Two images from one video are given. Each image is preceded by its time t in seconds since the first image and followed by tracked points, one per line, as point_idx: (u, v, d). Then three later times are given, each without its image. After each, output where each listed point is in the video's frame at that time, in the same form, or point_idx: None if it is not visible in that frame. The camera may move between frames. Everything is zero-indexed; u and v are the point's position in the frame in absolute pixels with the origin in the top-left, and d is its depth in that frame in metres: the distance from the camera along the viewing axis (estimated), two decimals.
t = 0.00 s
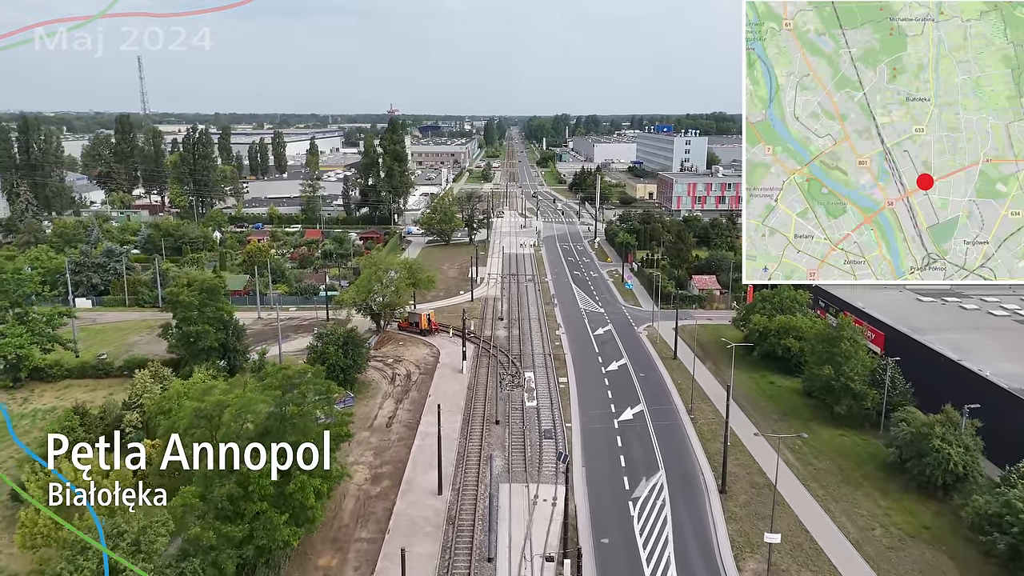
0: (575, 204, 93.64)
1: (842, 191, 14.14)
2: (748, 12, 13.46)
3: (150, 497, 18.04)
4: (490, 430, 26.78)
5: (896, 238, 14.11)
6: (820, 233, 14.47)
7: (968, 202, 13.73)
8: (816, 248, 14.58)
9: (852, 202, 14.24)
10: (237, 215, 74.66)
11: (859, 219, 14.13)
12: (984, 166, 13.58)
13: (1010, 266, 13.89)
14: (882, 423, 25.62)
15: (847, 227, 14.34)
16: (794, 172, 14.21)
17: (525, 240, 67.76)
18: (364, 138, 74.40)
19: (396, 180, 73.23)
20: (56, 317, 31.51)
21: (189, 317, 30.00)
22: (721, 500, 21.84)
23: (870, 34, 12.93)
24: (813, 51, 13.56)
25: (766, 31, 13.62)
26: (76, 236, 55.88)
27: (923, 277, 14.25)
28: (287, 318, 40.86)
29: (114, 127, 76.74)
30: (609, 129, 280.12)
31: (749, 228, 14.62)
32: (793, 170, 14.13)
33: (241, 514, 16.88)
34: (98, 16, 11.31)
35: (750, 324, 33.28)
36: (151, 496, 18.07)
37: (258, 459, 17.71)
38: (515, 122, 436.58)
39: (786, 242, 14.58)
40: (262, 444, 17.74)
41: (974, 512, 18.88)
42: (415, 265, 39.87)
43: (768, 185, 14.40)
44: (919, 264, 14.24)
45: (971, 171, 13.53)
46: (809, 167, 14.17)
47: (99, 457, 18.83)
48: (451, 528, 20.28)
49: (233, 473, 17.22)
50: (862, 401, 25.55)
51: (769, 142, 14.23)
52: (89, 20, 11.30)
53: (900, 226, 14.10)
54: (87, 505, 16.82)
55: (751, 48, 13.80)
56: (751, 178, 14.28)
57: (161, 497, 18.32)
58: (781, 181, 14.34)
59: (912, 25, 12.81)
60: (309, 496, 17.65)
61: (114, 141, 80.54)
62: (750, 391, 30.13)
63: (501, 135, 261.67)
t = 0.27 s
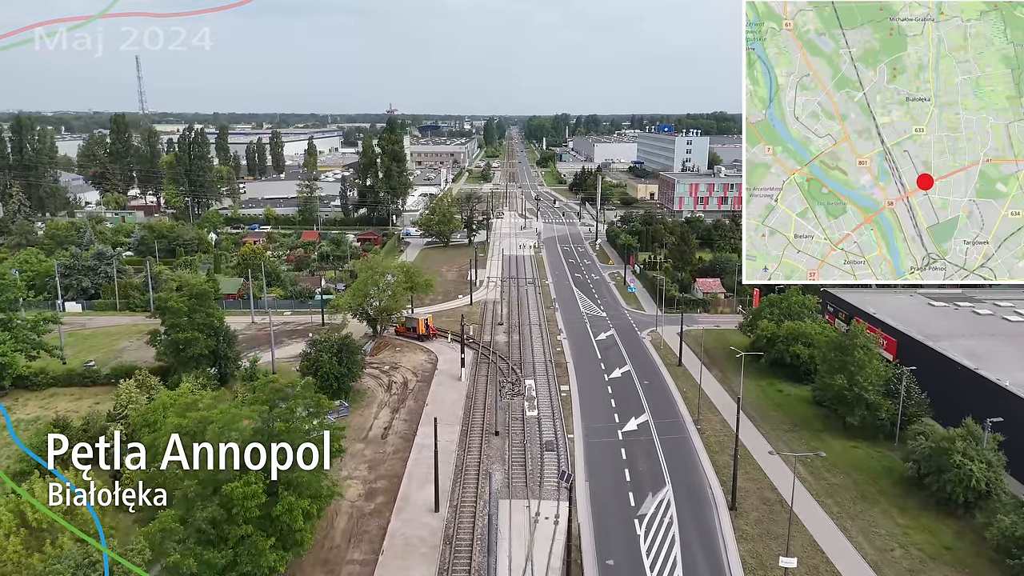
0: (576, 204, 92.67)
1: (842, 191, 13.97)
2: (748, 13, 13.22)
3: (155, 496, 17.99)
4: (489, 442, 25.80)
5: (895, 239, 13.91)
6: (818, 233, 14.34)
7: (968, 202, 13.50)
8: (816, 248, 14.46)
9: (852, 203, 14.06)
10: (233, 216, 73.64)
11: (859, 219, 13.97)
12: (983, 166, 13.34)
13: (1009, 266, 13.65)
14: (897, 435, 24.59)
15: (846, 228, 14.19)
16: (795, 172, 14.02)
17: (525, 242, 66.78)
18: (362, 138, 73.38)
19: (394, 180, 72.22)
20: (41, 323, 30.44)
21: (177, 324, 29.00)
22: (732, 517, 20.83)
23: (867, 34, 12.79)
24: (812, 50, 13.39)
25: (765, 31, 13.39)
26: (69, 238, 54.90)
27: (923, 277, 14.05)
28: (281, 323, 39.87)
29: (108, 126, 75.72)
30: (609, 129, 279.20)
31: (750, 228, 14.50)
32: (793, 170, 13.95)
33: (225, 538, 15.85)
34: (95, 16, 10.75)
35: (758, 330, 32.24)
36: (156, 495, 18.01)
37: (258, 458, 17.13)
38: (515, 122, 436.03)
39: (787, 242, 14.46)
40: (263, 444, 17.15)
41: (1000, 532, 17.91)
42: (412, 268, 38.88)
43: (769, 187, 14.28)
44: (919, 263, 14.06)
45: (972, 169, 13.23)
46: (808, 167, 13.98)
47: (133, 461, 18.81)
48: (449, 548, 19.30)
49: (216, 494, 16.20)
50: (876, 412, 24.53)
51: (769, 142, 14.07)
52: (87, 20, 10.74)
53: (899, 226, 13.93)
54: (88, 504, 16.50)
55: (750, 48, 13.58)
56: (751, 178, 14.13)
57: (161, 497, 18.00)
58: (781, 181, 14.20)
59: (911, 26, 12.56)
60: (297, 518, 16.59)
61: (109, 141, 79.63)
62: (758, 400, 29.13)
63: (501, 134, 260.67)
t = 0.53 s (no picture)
0: (576, 205, 91.68)
1: (841, 192, 14.79)
2: (749, 20, 14.05)
3: (154, 497, 16.57)
4: (488, 454, 24.81)
5: (893, 238, 14.75)
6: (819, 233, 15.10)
7: (966, 203, 14.30)
8: (816, 248, 15.21)
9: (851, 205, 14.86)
10: (229, 217, 72.61)
11: (859, 219, 14.77)
12: (983, 167, 14.13)
13: (1008, 266, 14.48)
14: (914, 449, 23.64)
15: (845, 227, 14.98)
16: (795, 172, 14.83)
17: (525, 244, 65.78)
18: (359, 138, 72.32)
19: (393, 181, 71.18)
20: (24, 330, 29.43)
21: (165, 331, 27.97)
22: (743, 537, 19.84)
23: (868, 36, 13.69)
24: (809, 55, 14.33)
25: (765, 33, 14.18)
26: (60, 240, 53.86)
27: (924, 276, 14.82)
28: (275, 328, 38.85)
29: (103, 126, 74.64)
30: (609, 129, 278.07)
31: (751, 227, 15.27)
32: (793, 170, 14.75)
33: (205, 565, 14.79)
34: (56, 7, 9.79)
35: (766, 337, 31.23)
36: (154, 497, 16.61)
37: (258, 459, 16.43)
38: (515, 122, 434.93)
39: (787, 242, 15.21)
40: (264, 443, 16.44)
41: None
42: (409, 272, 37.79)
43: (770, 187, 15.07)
44: (919, 263, 14.84)
45: (970, 171, 14.10)
46: (808, 168, 14.78)
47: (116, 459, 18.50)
48: (445, 571, 18.31)
49: (195, 519, 15.17)
50: (891, 424, 23.56)
51: (770, 143, 14.86)
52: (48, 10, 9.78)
53: (898, 227, 14.72)
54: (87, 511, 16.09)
55: (751, 49, 14.37)
56: (752, 177, 14.91)
57: (161, 497, 16.63)
58: (782, 181, 14.97)
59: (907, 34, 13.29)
60: (283, 544, 15.56)
61: (104, 141, 78.57)
62: (767, 410, 28.14)
63: (501, 134, 259.62)
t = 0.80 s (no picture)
0: (577, 206, 90.72)
1: (842, 191, 13.10)
2: (747, 10, 12.64)
3: (155, 497, 15.69)
4: (487, 468, 23.82)
5: (895, 238, 13.07)
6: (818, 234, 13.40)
7: (968, 202, 12.67)
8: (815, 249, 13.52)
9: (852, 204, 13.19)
10: (225, 219, 71.73)
11: (859, 220, 13.12)
12: (983, 165, 12.49)
13: (1009, 266, 12.80)
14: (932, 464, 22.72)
15: (845, 228, 13.30)
16: (794, 171, 13.18)
17: (525, 245, 64.82)
18: (357, 139, 71.32)
19: (391, 181, 70.19)
20: (7, 337, 28.42)
21: (151, 339, 26.93)
22: (755, 559, 18.82)
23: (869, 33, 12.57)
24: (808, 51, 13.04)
25: (767, 30, 12.66)
26: (52, 242, 52.90)
27: (923, 278, 13.13)
28: (269, 334, 37.90)
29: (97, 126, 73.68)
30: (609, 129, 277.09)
31: (748, 228, 13.48)
32: (792, 169, 13.10)
33: None
34: None
35: (773, 344, 30.19)
36: (155, 497, 15.71)
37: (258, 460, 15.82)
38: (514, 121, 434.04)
39: (787, 242, 13.44)
40: (263, 443, 15.81)
41: None
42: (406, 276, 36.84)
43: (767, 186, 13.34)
44: (919, 264, 13.14)
45: (969, 169, 12.51)
46: (808, 166, 13.16)
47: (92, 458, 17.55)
48: None
49: (173, 547, 14.30)
50: (908, 437, 22.58)
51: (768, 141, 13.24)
52: None
53: (901, 225, 13.06)
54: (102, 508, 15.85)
55: (750, 49, 12.92)
56: (752, 177, 13.24)
57: (160, 497, 15.68)
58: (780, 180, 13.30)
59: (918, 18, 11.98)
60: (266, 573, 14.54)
61: (99, 141, 77.62)
62: (776, 421, 27.13)
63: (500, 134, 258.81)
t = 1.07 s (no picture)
0: (577, 207, 89.71)
1: (842, 191, 14.07)
2: (748, 12, 13.53)
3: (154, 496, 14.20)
4: (486, 484, 22.81)
5: (895, 237, 14.03)
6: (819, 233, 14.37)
7: (968, 202, 13.61)
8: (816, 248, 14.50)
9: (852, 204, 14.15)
10: (220, 220, 70.71)
11: (860, 220, 14.06)
12: (983, 166, 13.40)
13: (1009, 266, 13.78)
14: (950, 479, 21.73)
15: (846, 226, 14.26)
16: (794, 172, 14.10)
17: (525, 247, 63.82)
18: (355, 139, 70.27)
19: (389, 182, 69.17)
20: None
21: (137, 348, 25.88)
22: None
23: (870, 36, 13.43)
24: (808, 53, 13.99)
25: (767, 31, 13.53)
26: (42, 243, 51.83)
27: (923, 276, 14.05)
28: (262, 340, 36.89)
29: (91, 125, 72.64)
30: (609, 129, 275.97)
31: (750, 228, 14.47)
32: (792, 169, 14.04)
33: None
34: None
35: (781, 352, 29.22)
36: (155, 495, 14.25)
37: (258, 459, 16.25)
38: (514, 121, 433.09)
39: (787, 242, 14.43)
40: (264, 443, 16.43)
41: None
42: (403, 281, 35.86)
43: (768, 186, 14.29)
44: (919, 264, 14.08)
45: (969, 169, 13.42)
46: (808, 167, 14.09)
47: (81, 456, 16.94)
48: None
49: None
50: (926, 452, 21.62)
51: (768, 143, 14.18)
52: None
53: (900, 226, 14.02)
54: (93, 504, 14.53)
55: (751, 49, 13.77)
56: (752, 177, 14.17)
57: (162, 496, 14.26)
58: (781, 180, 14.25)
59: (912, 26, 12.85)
60: None
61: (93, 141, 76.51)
62: (785, 432, 26.16)
63: (500, 134, 257.79)
